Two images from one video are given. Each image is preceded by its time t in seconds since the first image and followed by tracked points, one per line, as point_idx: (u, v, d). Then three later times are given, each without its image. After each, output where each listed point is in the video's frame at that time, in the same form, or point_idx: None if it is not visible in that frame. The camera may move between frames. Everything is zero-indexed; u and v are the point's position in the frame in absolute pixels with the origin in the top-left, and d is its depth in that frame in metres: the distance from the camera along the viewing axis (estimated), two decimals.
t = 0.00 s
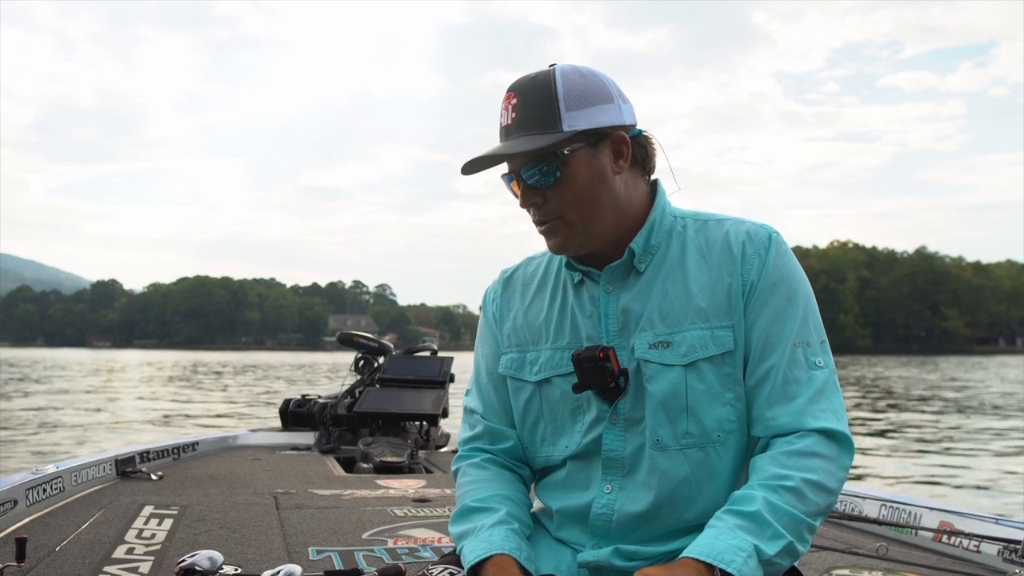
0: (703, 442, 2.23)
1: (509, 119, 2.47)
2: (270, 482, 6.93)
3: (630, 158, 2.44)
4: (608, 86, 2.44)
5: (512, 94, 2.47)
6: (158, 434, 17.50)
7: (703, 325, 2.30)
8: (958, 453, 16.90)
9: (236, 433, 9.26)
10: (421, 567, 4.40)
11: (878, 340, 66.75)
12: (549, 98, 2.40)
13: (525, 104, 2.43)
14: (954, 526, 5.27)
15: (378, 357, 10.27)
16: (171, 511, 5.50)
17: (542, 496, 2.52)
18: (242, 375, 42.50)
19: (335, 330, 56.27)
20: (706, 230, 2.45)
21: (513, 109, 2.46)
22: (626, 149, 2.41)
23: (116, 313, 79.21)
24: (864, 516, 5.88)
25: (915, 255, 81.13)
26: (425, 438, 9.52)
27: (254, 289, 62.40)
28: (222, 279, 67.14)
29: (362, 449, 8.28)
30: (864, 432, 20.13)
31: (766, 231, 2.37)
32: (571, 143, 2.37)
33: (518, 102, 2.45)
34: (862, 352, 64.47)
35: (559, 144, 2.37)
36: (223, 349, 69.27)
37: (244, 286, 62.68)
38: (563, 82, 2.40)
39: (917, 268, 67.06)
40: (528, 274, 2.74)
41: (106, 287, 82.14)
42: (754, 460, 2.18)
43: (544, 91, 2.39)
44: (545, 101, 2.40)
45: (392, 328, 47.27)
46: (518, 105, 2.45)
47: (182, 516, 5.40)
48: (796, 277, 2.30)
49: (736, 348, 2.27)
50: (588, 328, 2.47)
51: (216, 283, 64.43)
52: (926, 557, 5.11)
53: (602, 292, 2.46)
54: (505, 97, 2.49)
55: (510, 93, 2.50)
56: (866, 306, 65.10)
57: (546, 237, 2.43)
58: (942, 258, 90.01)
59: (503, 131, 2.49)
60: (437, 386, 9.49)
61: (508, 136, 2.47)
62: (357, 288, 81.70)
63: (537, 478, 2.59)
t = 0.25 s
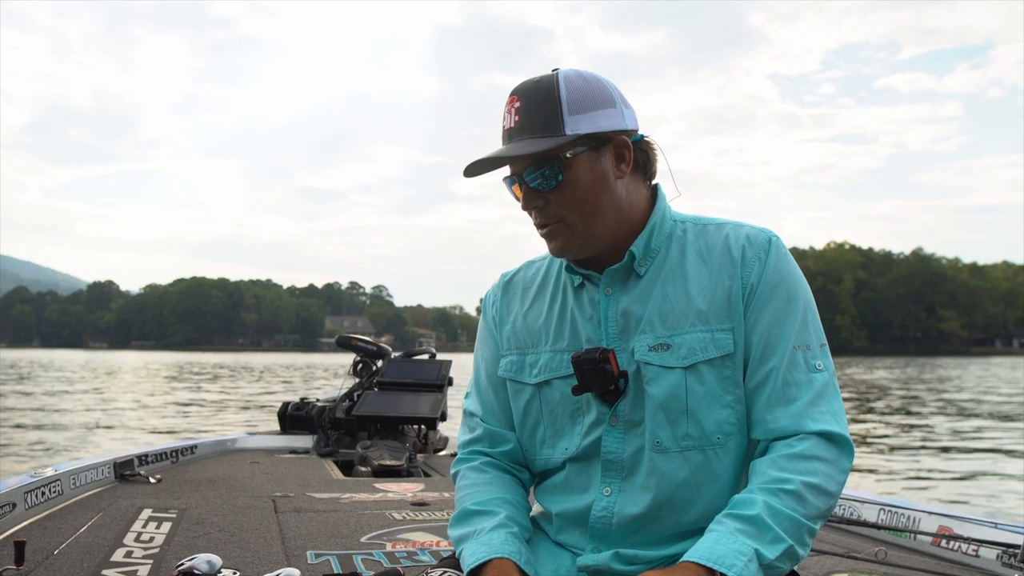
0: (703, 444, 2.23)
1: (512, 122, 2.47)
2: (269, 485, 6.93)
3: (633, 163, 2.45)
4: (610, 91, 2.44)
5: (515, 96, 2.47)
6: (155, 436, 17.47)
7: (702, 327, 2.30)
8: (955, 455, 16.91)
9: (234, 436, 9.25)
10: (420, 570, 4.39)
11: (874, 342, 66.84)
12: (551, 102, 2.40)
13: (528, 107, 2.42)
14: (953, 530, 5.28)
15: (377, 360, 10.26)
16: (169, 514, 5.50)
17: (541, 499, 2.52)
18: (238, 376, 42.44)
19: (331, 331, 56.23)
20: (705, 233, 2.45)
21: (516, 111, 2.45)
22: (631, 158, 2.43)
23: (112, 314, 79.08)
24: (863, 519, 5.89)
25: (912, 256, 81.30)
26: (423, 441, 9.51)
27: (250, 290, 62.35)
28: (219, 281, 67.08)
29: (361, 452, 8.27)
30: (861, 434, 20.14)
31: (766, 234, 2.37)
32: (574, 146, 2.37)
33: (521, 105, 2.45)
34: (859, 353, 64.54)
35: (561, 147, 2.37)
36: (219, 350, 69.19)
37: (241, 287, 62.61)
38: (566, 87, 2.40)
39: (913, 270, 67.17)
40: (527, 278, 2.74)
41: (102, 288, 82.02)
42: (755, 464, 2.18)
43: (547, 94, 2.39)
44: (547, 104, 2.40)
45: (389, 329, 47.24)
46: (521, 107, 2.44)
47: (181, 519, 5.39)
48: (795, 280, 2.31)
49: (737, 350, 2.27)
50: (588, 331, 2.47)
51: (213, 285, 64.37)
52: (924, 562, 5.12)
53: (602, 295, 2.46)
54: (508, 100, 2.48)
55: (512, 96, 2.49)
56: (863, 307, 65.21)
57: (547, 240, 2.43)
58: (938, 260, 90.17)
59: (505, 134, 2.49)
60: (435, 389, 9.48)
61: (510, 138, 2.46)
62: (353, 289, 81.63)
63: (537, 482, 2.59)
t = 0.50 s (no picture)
0: (702, 443, 2.23)
1: (514, 120, 2.45)
2: (268, 488, 6.92)
3: (636, 162, 2.46)
4: (612, 93, 2.44)
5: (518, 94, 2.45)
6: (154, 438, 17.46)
7: (701, 327, 2.30)
8: (953, 455, 16.93)
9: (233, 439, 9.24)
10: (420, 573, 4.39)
11: (871, 343, 66.96)
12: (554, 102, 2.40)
13: (531, 105, 2.41)
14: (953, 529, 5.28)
15: (376, 362, 10.25)
16: (168, 517, 5.49)
17: (540, 500, 2.52)
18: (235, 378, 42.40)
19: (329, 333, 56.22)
20: (703, 234, 2.45)
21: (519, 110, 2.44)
22: (632, 156, 2.42)
23: (108, 316, 78.99)
24: (863, 519, 5.89)
25: (908, 257, 81.49)
26: (422, 443, 9.50)
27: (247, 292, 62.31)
28: (216, 283, 67.05)
29: (360, 454, 8.27)
30: (859, 435, 20.16)
31: (765, 235, 2.37)
32: (577, 145, 2.37)
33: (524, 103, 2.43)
34: (856, 355, 64.62)
35: (564, 146, 2.37)
36: (216, 352, 69.15)
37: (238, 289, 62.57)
38: (570, 87, 2.40)
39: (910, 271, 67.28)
40: (526, 279, 2.74)
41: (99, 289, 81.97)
42: (753, 465, 2.18)
43: (551, 94, 2.39)
44: (550, 103, 2.39)
45: (385, 331, 47.30)
46: (524, 106, 2.43)
47: (180, 522, 5.38)
48: (794, 280, 2.31)
49: (735, 350, 2.27)
50: (587, 331, 2.47)
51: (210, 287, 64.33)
52: (924, 561, 5.12)
53: (601, 295, 2.46)
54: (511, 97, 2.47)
55: (515, 95, 2.48)
56: (859, 309, 65.30)
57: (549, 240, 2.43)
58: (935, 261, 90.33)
59: (507, 133, 2.47)
60: (434, 391, 9.47)
61: (513, 137, 2.45)
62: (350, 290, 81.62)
63: (536, 483, 2.59)
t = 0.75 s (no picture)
0: (700, 437, 2.24)
1: (541, 97, 2.43)
2: (269, 486, 6.92)
3: (643, 152, 2.57)
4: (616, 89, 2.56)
5: (544, 73, 2.44)
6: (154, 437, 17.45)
7: (699, 321, 2.31)
8: (951, 454, 16.94)
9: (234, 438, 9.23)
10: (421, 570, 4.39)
11: (869, 343, 67.03)
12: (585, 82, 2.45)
13: (564, 82, 2.42)
14: (953, 523, 5.30)
15: (375, 361, 10.25)
16: (169, 516, 5.49)
17: (540, 497, 2.52)
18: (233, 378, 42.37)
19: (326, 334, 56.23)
20: (700, 228, 2.46)
21: (549, 86, 2.42)
22: (641, 147, 2.55)
23: (105, 316, 78.89)
24: (863, 514, 5.90)
25: (906, 257, 81.61)
26: (422, 442, 9.50)
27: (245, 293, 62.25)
28: (213, 283, 67.00)
29: (360, 453, 8.27)
30: (858, 434, 20.18)
31: (760, 228, 2.38)
32: (611, 122, 2.43)
33: (554, 81, 2.42)
34: (853, 355, 64.67)
35: (601, 122, 2.42)
36: (213, 352, 69.08)
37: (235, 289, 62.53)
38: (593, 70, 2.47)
39: (907, 271, 67.35)
40: (523, 278, 2.75)
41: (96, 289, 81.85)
42: (752, 458, 2.19)
43: (583, 73, 2.43)
44: (583, 82, 2.43)
45: (383, 331, 47.34)
46: (555, 82, 2.42)
47: (181, 521, 5.38)
48: (790, 271, 2.31)
49: (732, 343, 2.28)
50: (585, 327, 2.48)
51: (207, 287, 64.28)
52: (924, 555, 5.13)
53: (599, 291, 2.47)
54: (535, 75, 2.44)
55: (536, 74, 2.46)
56: (857, 309, 65.36)
57: (581, 215, 2.41)
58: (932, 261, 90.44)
59: (534, 109, 2.43)
60: (434, 389, 9.47)
61: (541, 113, 2.42)
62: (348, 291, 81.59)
63: (536, 481, 2.60)
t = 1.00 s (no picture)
0: (698, 434, 2.24)
1: (547, 92, 2.43)
2: (269, 485, 6.92)
3: (641, 153, 2.59)
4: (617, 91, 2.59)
5: (550, 68, 2.44)
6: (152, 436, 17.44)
7: (696, 318, 2.31)
8: (950, 455, 16.96)
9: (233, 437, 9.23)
10: (421, 568, 4.39)
11: (866, 344, 67.10)
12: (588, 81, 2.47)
13: (569, 78, 2.42)
14: (953, 522, 5.31)
15: (375, 359, 10.26)
16: (169, 515, 5.48)
17: (540, 497, 2.52)
18: (230, 378, 42.34)
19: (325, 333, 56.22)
20: (696, 227, 2.46)
21: (555, 82, 2.43)
22: (640, 145, 2.57)
23: (103, 315, 78.81)
24: (863, 513, 5.91)
25: (904, 258, 81.72)
26: (422, 440, 9.51)
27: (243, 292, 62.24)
28: (211, 283, 66.96)
29: (360, 451, 8.27)
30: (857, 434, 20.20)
31: (756, 226, 2.38)
32: (615, 121, 2.44)
33: (560, 77, 2.43)
34: (851, 356, 64.74)
35: (606, 120, 2.43)
36: (211, 351, 69.04)
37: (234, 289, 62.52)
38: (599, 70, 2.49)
39: (905, 273, 67.43)
40: (521, 278, 2.75)
41: (94, 288, 81.79)
42: (750, 456, 2.19)
43: (588, 70, 2.44)
44: (586, 80, 2.45)
45: (382, 330, 47.35)
46: (561, 78, 2.43)
47: (181, 520, 5.38)
48: (786, 269, 2.32)
49: (729, 340, 2.28)
50: (583, 326, 2.48)
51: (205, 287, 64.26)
52: (925, 555, 5.14)
53: (597, 290, 2.47)
54: (540, 70, 2.44)
55: (541, 69, 2.46)
56: (855, 310, 65.41)
57: (583, 212, 2.41)
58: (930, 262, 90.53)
59: (538, 105, 2.43)
60: (434, 388, 9.47)
61: (547, 109, 2.43)
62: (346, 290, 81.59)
63: (535, 481, 2.60)
